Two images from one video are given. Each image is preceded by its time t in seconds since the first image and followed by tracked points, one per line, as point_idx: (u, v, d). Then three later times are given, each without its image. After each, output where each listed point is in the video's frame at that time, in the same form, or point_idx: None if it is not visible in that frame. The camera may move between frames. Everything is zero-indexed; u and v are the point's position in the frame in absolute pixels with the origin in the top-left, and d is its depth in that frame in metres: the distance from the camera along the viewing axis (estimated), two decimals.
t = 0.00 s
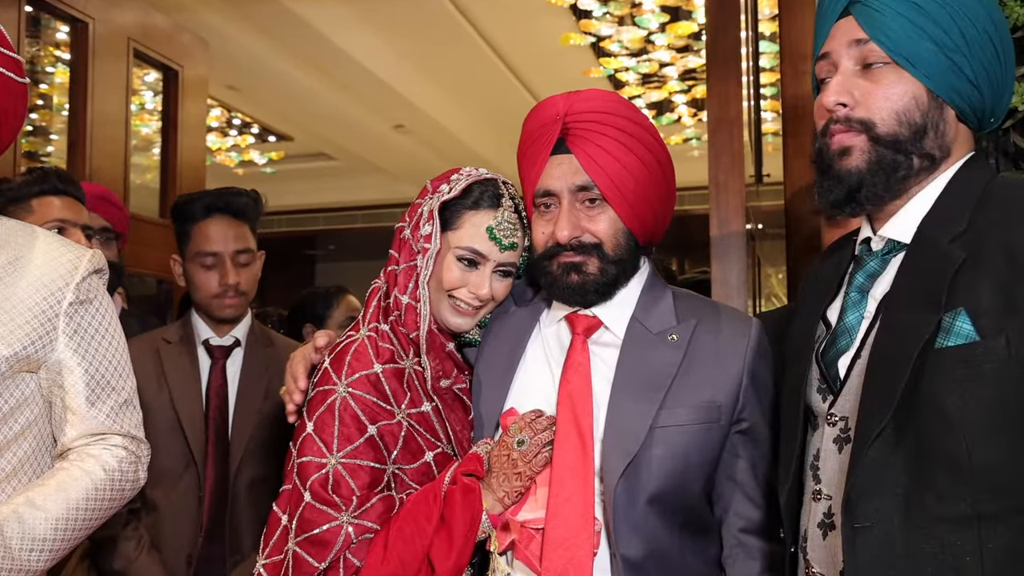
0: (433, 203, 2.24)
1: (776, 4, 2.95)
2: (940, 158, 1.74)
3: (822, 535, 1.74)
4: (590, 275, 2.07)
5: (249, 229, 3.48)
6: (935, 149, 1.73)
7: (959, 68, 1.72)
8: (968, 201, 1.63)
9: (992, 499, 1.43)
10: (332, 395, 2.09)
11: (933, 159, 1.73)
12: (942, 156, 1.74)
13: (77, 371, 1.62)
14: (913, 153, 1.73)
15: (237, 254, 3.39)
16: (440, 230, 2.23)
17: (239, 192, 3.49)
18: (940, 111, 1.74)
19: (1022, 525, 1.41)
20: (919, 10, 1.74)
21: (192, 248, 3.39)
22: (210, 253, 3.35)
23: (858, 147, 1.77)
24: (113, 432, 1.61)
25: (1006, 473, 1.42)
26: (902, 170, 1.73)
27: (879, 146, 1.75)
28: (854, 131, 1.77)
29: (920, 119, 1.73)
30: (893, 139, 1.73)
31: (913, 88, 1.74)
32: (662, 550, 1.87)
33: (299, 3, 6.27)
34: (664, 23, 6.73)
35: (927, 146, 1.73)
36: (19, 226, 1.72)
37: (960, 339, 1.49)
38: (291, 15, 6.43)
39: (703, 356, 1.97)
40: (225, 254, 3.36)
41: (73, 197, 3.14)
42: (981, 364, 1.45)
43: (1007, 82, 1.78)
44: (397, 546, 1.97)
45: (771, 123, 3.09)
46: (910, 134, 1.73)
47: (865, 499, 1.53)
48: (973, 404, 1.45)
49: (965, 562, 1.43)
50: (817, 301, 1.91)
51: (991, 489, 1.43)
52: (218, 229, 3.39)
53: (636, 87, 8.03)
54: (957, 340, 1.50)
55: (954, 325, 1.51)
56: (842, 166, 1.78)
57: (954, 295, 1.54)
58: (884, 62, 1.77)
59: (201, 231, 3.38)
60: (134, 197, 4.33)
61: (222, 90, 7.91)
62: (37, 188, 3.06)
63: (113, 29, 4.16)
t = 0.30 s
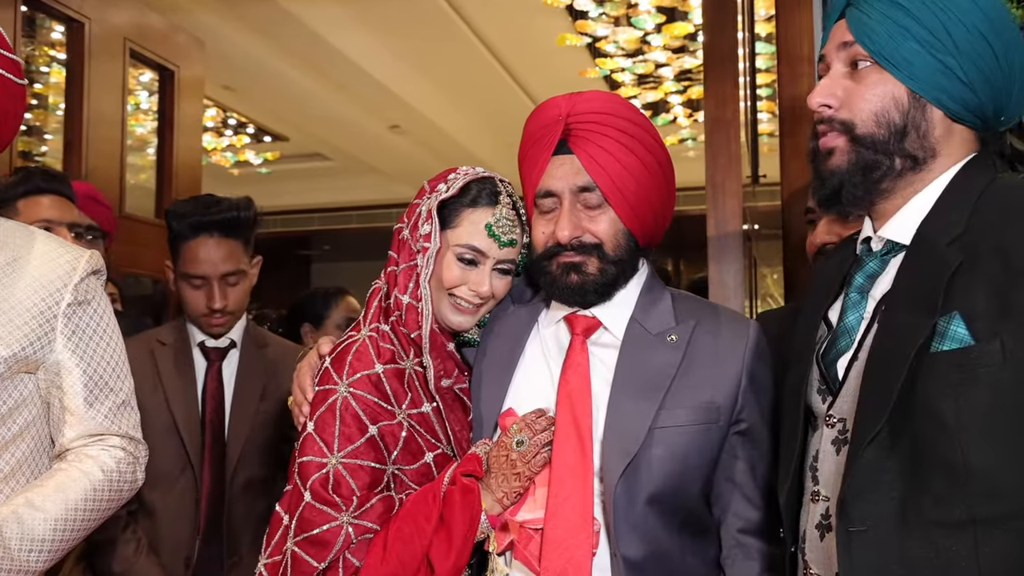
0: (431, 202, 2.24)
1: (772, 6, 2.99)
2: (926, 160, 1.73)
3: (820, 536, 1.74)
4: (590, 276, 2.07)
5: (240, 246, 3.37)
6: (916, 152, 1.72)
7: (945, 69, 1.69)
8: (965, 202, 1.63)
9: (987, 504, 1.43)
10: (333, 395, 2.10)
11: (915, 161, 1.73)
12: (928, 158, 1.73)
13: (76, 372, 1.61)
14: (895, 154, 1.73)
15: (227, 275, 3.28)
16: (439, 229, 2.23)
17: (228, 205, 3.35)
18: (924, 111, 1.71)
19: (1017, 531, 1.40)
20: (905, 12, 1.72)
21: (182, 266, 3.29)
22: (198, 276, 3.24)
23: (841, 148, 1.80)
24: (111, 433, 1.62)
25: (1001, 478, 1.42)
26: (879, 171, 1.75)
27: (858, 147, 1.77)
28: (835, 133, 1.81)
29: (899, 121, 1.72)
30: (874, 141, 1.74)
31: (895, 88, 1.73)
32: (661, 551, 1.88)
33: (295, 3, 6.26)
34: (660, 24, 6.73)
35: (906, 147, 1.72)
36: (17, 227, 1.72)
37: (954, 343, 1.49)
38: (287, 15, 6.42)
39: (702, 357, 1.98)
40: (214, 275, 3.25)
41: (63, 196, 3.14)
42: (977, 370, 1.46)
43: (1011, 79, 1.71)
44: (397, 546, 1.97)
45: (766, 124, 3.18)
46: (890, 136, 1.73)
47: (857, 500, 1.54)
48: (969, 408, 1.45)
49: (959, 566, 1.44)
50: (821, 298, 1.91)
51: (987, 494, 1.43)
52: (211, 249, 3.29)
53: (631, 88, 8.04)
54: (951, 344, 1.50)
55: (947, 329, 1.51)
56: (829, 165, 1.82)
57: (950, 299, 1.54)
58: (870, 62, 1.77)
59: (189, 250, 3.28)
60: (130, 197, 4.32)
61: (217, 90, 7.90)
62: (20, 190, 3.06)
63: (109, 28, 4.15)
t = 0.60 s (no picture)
0: (430, 203, 2.24)
1: (769, 5, 2.98)
2: (925, 157, 1.71)
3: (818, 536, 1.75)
4: (590, 277, 2.07)
5: (235, 255, 3.32)
6: (913, 150, 1.70)
7: (941, 67, 1.67)
8: (956, 203, 1.63)
9: (972, 506, 1.42)
10: (331, 396, 2.10)
11: (911, 160, 1.71)
12: (927, 155, 1.71)
13: (75, 372, 1.62)
14: (891, 153, 1.72)
15: (219, 288, 3.22)
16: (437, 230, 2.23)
17: (220, 215, 3.29)
18: (919, 109, 1.70)
19: (1001, 534, 1.40)
20: (900, 12, 1.71)
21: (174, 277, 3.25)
22: (190, 288, 3.20)
23: (837, 148, 1.81)
24: (111, 433, 1.62)
25: (986, 480, 1.42)
26: (874, 169, 1.75)
27: (855, 148, 1.77)
28: (834, 133, 1.82)
29: (894, 121, 1.71)
30: (869, 141, 1.74)
31: (890, 88, 1.72)
32: (661, 551, 1.88)
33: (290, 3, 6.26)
34: (656, 24, 6.73)
35: (903, 146, 1.71)
36: (16, 226, 1.72)
37: (946, 348, 1.49)
38: (282, 15, 6.42)
39: (702, 358, 1.99)
40: (206, 288, 3.20)
41: (45, 193, 3.14)
42: (968, 378, 1.45)
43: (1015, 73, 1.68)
44: (397, 546, 1.98)
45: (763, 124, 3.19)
46: (886, 135, 1.72)
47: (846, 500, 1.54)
48: (956, 410, 1.45)
49: (942, 568, 1.44)
50: (825, 298, 1.92)
51: (972, 497, 1.43)
52: (204, 260, 3.24)
53: (627, 89, 8.04)
54: (942, 348, 1.50)
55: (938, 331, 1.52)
56: (830, 165, 1.83)
57: (944, 301, 1.54)
58: (866, 63, 1.77)
59: (182, 261, 3.23)
60: (126, 197, 4.32)
61: (213, 90, 7.89)
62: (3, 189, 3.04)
63: (105, 28, 4.15)
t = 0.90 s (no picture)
0: (430, 201, 2.25)
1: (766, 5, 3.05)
2: (926, 153, 1.70)
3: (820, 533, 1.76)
4: (590, 274, 2.08)
5: (234, 264, 3.29)
6: (913, 146, 1.70)
7: (938, 62, 1.67)
8: (961, 201, 1.63)
9: (966, 507, 1.43)
10: (329, 393, 2.10)
11: (912, 156, 1.71)
12: (929, 151, 1.70)
13: (74, 370, 1.61)
14: (891, 150, 1.72)
15: (217, 296, 3.21)
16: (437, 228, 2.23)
17: (220, 223, 3.28)
18: (917, 105, 1.70)
19: (995, 535, 1.41)
20: (897, 9, 1.71)
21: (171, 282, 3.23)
22: (187, 296, 3.18)
23: (838, 146, 1.82)
24: (110, 432, 1.62)
25: (980, 482, 1.42)
26: (874, 167, 1.75)
27: (855, 146, 1.77)
28: (835, 132, 1.82)
29: (893, 118, 1.72)
30: (869, 138, 1.74)
31: (887, 86, 1.73)
32: (662, 548, 1.89)
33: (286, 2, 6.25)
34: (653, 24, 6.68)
35: (903, 142, 1.71)
36: (15, 224, 1.71)
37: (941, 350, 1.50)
38: (278, 14, 6.40)
39: (702, 355, 1.99)
40: (203, 296, 3.18)
41: (27, 190, 3.12)
42: (964, 379, 1.45)
43: (1016, 64, 1.67)
44: (395, 543, 1.97)
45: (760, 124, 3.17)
46: (885, 133, 1.72)
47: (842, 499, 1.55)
48: (953, 411, 1.46)
49: (937, 568, 1.45)
50: (832, 296, 1.93)
51: (966, 499, 1.43)
52: (202, 267, 3.22)
53: (624, 88, 8.03)
54: (937, 349, 1.51)
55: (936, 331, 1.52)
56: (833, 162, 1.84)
57: (944, 301, 1.54)
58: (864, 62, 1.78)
59: (180, 268, 3.21)
60: (123, 196, 4.31)
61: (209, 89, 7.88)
62: None
63: (103, 26, 4.14)
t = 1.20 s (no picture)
0: (431, 200, 2.24)
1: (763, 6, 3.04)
2: (922, 152, 1.70)
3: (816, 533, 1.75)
4: (584, 274, 2.08)
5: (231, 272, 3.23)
6: (908, 145, 1.70)
7: (931, 60, 1.66)
8: (961, 200, 1.62)
9: (961, 509, 1.43)
10: (328, 392, 2.10)
11: (907, 154, 1.71)
12: (925, 150, 1.70)
13: (68, 369, 1.61)
14: (886, 149, 1.72)
15: (214, 305, 3.15)
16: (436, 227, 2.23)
17: (219, 231, 3.23)
18: (910, 104, 1.69)
19: (990, 537, 1.40)
20: (886, 9, 1.72)
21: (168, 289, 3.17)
22: (185, 303, 3.11)
23: (835, 147, 1.82)
24: (104, 431, 1.61)
25: (975, 484, 1.42)
26: (870, 166, 1.75)
27: (852, 146, 1.77)
28: (832, 133, 1.82)
29: (886, 117, 1.71)
30: (863, 138, 1.74)
31: (880, 85, 1.72)
32: (657, 548, 1.89)
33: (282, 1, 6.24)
34: (649, 23, 6.70)
35: (898, 141, 1.70)
36: (9, 223, 1.71)
37: (939, 351, 1.49)
38: (275, 14, 6.40)
39: (698, 354, 1.99)
40: (201, 304, 3.12)
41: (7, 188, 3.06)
42: (962, 380, 1.45)
43: (1013, 57, 1.65)
44: (392, 543, 1.97)
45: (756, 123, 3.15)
46: (879, 132, 1.72)
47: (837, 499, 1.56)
48: (950, 412, 1.45)
49: (931, 569, 1.45)
50: (832, 295, 1.93)
51: (962, 500, 1.43)
52: (200, 274, 3.16)
53: (621, 88, 8.04)
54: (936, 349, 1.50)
55: (932, 332, 1.51)
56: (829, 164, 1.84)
57: (942, 302, 1.53)
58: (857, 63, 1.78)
59: (178, 275, 3.15)
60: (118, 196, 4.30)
61: (205, 88, 7.87)
62: None
63: (98, 25, 4.12)
